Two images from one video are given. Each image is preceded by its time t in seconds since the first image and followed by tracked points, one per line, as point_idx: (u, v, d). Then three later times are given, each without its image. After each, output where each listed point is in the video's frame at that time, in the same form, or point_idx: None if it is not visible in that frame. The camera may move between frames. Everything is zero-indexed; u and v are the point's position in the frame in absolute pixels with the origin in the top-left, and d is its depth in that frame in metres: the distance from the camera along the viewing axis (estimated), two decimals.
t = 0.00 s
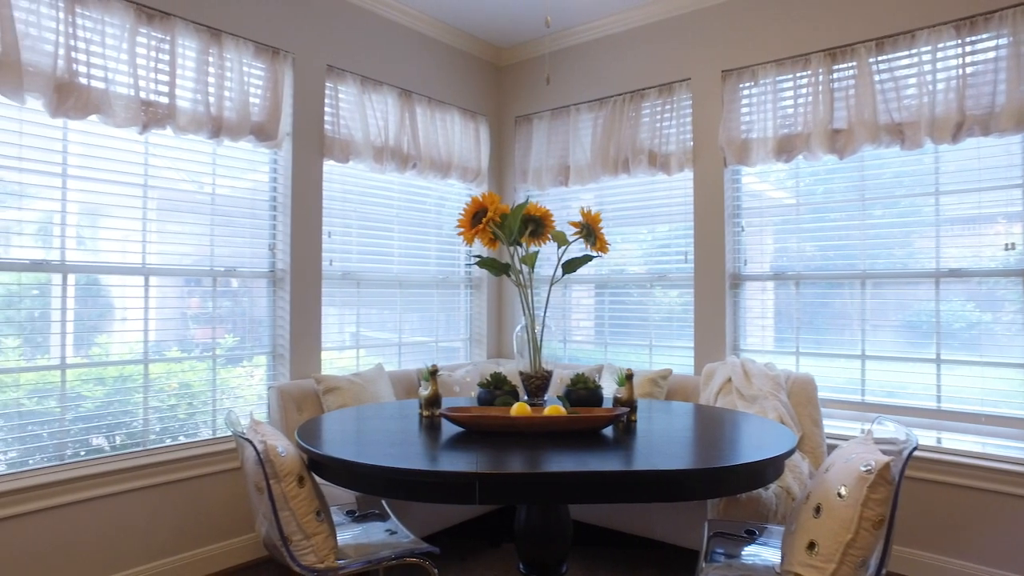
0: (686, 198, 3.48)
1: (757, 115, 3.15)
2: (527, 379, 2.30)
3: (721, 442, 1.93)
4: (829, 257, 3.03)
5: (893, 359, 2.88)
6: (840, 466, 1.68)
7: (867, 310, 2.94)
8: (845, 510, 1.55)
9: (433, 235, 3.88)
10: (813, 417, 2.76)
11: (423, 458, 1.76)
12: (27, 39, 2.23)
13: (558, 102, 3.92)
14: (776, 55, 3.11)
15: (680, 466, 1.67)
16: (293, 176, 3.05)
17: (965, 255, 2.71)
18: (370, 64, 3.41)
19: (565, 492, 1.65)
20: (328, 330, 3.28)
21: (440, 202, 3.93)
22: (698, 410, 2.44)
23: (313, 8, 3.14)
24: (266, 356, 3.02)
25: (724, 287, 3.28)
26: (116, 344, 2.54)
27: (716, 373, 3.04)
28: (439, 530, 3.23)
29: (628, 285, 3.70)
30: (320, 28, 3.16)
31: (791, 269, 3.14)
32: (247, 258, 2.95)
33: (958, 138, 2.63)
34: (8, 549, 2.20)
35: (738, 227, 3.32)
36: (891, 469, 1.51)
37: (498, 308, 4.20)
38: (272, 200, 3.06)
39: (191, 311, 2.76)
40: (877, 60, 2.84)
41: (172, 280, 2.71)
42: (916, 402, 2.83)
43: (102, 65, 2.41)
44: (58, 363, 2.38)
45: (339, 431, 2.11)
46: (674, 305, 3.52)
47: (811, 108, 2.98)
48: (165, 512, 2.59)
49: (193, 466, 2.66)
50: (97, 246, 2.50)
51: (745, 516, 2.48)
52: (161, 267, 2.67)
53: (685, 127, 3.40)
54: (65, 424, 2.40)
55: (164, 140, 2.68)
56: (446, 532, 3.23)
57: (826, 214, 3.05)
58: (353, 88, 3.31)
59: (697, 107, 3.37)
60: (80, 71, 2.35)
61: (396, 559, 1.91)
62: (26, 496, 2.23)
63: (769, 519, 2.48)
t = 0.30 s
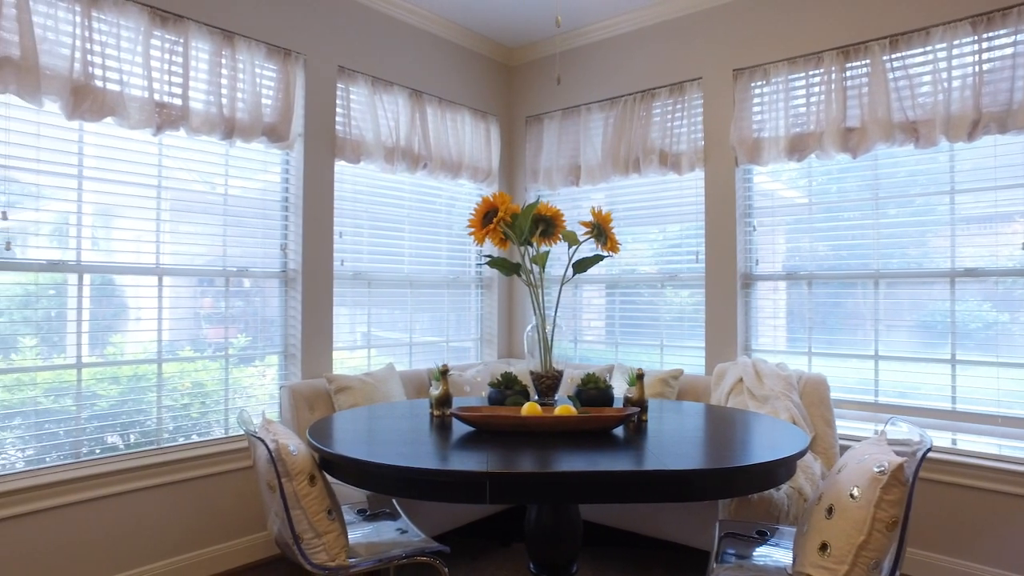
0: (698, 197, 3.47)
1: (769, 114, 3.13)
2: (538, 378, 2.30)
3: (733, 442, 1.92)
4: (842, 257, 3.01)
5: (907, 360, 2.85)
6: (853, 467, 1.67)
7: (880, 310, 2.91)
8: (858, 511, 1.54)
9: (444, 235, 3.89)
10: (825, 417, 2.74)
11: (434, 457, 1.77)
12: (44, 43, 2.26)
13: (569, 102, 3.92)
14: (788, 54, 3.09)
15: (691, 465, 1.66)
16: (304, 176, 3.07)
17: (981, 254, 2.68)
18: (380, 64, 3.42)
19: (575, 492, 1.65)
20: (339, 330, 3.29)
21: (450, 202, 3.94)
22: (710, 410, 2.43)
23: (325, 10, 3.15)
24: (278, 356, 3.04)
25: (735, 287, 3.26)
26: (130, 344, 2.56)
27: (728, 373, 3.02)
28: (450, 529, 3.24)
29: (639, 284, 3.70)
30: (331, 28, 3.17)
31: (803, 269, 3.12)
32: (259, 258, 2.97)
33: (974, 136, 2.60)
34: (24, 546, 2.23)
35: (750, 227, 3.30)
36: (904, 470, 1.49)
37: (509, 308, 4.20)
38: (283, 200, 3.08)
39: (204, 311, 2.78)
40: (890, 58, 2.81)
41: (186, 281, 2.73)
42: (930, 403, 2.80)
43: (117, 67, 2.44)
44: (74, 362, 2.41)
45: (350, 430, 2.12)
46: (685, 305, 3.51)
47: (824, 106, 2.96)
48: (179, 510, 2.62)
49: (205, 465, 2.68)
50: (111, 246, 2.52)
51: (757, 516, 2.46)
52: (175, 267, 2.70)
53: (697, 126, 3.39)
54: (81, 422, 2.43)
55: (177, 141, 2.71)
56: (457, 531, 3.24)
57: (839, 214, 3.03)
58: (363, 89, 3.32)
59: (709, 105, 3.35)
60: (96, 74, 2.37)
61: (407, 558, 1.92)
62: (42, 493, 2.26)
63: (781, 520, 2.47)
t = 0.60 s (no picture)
0: (704, 197, 3.46)
1: (776, 113, 3.12)
2: (544, 378, 2.30)
3: (739, 443, 1.92)
4: (849, 257, 3.00)
5: (915, 360, 2.83)
6: (860, 467, 1.66)
7: (889, 310, 2.90)
8: (865, 512, 1.53)
9: (450, 235, 3.90)
10: (832, 418, 2.73)
11: (440, 456, 1.77)
12: (55, 46, 2.28)
13: (576, 102, 3.92)
14: (796, 53, 3.08)
15: (697, 466, 1.66)
16: (312, 177, 3.09)
17: (990, 254, 2.66)
18: (387, 65, 3.43)
19: (581, 491, 1.65)
20: (346, 330, 3.30)
21: (457, 203, 3.95)
22: (716, 410, 2.43)
23: (333, 11, 3.17)
24: (285, 356, 3.06)
25: (742, 287, 3.25)
26: (139, 344, 2.58)
27: (734, 373, 3.02)
28: (456, 528, 3.24)
29: (646, 284, 3.69)
30: (338, 29, 3.19)
31: (811, 268, 3.11)
32: (266, 258, 2.99)
33: (984, 135, 2.58)
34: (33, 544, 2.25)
35: (757, 226, 3.29)
36: (912, 470, 1.49)
37: (515, 307, 4.21)
38: (290, 200, 3.09)
39: (211, 311, 2.80)
40: (899, 56, 2.80)
41: (194, 281, 2.75)
42: (939, 404, 2.79)
43: (126, 69, 2.45)
44: (84, 361, 2.43)
45: (356, 429, 2.13)
46: (691, 305, 3.50)
47: (831, 105, 2.95)
48: (186, 509, 2.63)
49: (212, 464, 2.70)
50: (120, 246, 2.54)
51: (764, 516, 2.46)
52: (183, 267, 2.71)
53: (704, 125, 3.38)
54: (90, 421, 2.45)
55: (185, 141, 2.72)
56: (463, 530, 3.25)
57: (847, 213, 3.01)
58: (370, 89, 3.33)
59: (716, 105, 3.34)
60: (105, 76, 2.39)
61: (413, 557, 1.92)
62: (51, 492, 2.28)
63: (787, 520, 2.46)
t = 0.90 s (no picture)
0: (706, 197, 3.46)
1: (777, 113, 3.12)
2: (546, 377, 2.31)
3: (740, 441, 1.92)
4: (851, 256, 3.00)
5: (917, 360, 2.83)
6: (861, 466, 1.67)
7: (890, 310, 2.90)
8: (865, 510, 1.53)
9: (452, 235, 3.91)
10: (833, 417, 2.73)
11: (442, 455, 1.78)
12: (60, 47, 2.29)
13: (578, 102, 3.92)
14: (798, 53, 3.09)
15: (698, 464, 1.67)
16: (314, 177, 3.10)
17: (992, 254, 2.66)
18: (389, 65, 3.44)
19: (582, 490, 1.66)
20: (348, 329, 3.31)
21: (459, 203, 3.95)
22: (717, 409, 2.43)
23: (334, 11, 3.17)
24: (287, 355, 3.07)
25: (744, 287, 3.26)
26: (141, 343, 2.59)
27: (736, 373, 3.02)
28: (458, 528, 3.25)
29: (647, 284, 3.70)
30: (340, 30, 3.19)
31: (813, 268, 3.11)
32: (268, 258, 3.00)
33: (985, 135, 2.58)
34: (40, 541, 2.26)
35: (759, 226, 3.29)
36: (911, 469, 1.49)
37: (517, 307, 4.21)
38: (293, 200, 3.10)
39: (213, 311, 2.81)
40: (900, 56, 2.80)
41: (195, 281, 2.75)
42: (941, 404, 2.79)
43: (130, 70, 2.47)
44: (88, 361, 2.44)
45: (358, 428, 2.14)
46: (693, 305, 3.50)
47: (833, 105, 2.95)
48: (189, 508, 2.64)
49: (214, 463, 2.70)
50: (123, 246, 2.55)
51: (765, 516, 2.47)
52: (186, 266, 2.73)
53: (705, 125, 3.39)
54: (94, 420, 2.46)
55: (188, 142, 2.73)
56: (465, 530, 3.25)
57: (848, 213, 3.01)
58: (373, 89, 3.33)
59: (718, 105, 3.34)
60: (109, 76, 2.40)
61: (415, 555, 1.94)
62: (55, 490, 2.29)
63: (789, 520, 2.46)
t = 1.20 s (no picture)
0: (703, 198, 3.48)
1: (774, 115, 3.14)
2: (544, 378, 2.33)
3: (737, 441, 1.94)
4: (847, 257, 3.02)
5: (912, 360, 2.86)
6: (856, 465, 1.68)
7: (885, 311, 2.93)
8: (860, 508, 1.55)
9: (450, 236, 3.92)
10: (830, 417, 2.75)
11: (442, 455, 1.79)
12: (60, 48, 2.30)
13: (576, 103, 3.94)
14: (794, 56, 3.11)
15: (696, 464, 1.68)
16: (313, 178, 3.10)
17: (988, 254, 2.68)
18: (388, 66, 3.45)
19: (581, 489, 1.67)
20: (346, 330, 3.32)
21: (457, 203, 3.96)
22: (714, 409, 2.45)
23: (334, 13, 3.18)
24: (286, 356, 3.08)
25: (741, 287, 3.28)
26: (140, 344, 2.60)
27: (733, 373, 3.04)
28: (458, 527, 3.26)
29: (644, 285, 3.72)
30: (339, 31, 3.20)
31: (809, 269, 3.14)
32: (267, 259, 3.01)
33: (980, 137, 2.60)
34: (41, 541, 2.27)
35: (756, 227, 3.31)
36: (906, 468, 1.51)
37: (515, 308, 4.23)
38: (292, 201, 3.11)
39: (210, 311, 2.81)
40: (896, 59, 2.82)
41: (192, 281, 2.76)
42: (935, 403, 2.81)
43: (130, 71, 2.47)
44: (87, 362, 2.45)
45: (359, 429, 2.15)
46: (689, 305, 3.53)
47: (829, 107, 2.97)
48: (188, 508, 2.65)
49: (215, 463, 2.72)
50: (120, 247, 2.55)
51: (761, 513, 2.53)
52: (184, 267, 2.73)
53: (702, 126, 3.41)
54: (93, 421, 2.47)
55: (187, 143, 2.74)
56: (464, 529, 3.27)
57: (844, 214, 3.04)
58: (372, 90, 3.34)
59: (716, 106, 3.36)
60: (110, 78, 2.41)
61: (416, 555, 1.95)
62: (54, 490, 2.30)
63: (786, 518, 2.50)
